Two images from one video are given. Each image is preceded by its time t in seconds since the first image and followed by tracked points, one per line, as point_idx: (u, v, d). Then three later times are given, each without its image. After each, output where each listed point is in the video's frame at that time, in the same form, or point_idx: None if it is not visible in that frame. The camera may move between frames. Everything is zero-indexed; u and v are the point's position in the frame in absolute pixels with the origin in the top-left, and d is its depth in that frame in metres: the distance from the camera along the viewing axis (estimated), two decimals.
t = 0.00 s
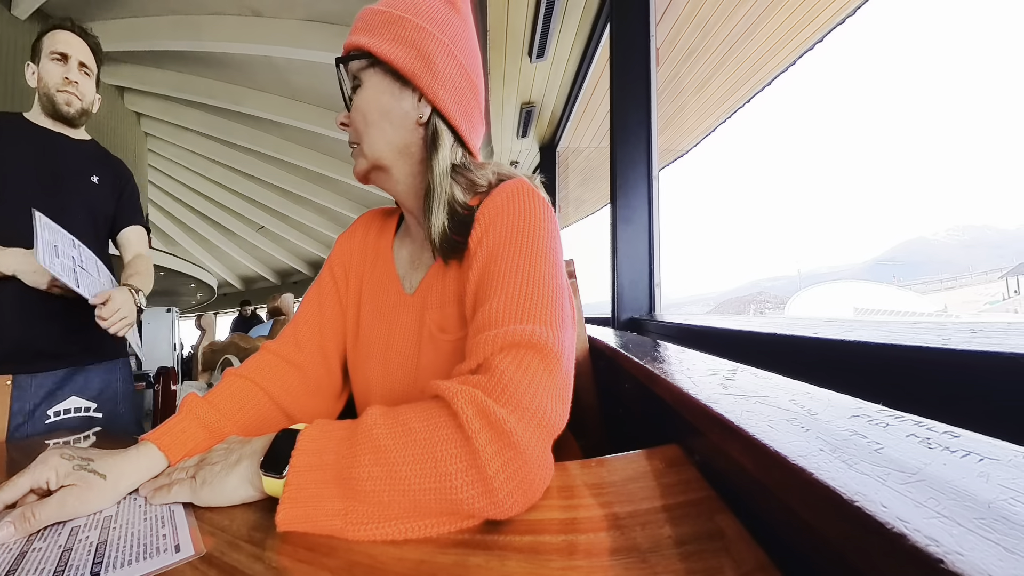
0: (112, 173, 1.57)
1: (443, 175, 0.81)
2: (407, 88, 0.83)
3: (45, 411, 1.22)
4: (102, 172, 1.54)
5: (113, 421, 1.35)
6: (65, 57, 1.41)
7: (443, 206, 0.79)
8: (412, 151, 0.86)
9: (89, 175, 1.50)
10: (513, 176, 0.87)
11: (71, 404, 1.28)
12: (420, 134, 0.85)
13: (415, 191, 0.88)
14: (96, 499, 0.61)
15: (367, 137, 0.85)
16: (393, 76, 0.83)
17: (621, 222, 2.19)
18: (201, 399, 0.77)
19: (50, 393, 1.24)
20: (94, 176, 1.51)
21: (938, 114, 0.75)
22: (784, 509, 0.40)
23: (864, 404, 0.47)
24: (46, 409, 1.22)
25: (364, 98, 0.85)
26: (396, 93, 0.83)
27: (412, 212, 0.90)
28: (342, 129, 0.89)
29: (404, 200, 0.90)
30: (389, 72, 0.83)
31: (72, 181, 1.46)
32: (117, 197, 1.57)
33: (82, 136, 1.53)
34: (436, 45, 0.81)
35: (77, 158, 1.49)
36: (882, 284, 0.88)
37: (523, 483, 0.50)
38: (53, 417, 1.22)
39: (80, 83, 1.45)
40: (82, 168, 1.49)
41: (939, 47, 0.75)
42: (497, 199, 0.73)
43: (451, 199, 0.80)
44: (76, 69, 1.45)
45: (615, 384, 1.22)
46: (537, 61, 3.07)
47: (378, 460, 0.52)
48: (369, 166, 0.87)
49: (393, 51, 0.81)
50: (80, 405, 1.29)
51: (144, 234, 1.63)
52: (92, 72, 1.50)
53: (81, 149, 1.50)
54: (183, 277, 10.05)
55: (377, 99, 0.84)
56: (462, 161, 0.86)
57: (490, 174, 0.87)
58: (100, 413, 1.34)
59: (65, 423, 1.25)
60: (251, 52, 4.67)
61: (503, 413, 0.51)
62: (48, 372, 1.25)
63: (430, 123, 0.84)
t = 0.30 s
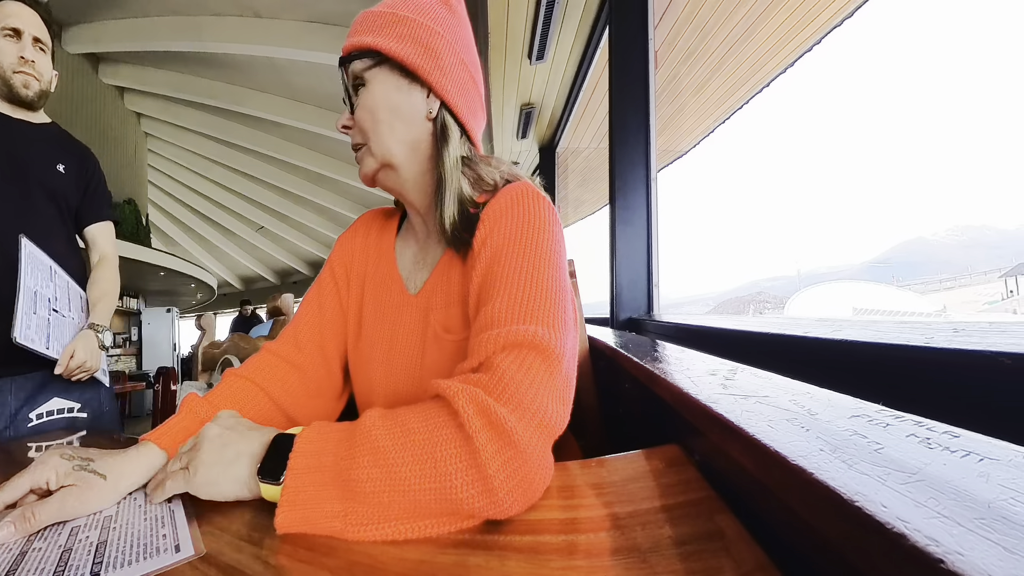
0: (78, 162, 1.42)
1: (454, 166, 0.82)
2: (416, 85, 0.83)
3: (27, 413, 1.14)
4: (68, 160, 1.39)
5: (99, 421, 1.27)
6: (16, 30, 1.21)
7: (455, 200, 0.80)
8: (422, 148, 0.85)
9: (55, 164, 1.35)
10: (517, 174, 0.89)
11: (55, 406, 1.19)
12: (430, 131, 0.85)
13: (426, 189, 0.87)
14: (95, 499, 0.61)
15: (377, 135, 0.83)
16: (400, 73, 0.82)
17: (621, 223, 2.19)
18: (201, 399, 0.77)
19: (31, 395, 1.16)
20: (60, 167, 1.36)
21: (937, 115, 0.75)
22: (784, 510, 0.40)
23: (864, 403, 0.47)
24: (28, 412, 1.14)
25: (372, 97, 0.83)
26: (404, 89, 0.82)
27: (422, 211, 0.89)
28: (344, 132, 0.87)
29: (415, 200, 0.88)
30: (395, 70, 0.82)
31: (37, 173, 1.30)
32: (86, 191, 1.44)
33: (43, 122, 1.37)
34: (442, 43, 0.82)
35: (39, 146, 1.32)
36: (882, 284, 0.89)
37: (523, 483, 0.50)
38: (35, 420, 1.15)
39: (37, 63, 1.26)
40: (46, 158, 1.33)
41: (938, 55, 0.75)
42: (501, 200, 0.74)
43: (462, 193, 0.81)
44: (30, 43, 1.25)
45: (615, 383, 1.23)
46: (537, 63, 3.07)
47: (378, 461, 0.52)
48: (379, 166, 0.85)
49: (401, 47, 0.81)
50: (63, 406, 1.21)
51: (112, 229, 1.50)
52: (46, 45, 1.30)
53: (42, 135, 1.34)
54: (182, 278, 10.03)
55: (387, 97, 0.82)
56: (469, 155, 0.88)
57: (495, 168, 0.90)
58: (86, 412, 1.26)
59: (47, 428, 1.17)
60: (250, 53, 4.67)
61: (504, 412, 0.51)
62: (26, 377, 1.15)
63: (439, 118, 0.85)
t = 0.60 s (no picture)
0: (44, 154, 1.39)
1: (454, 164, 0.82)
2: (416, 83, 0.83)
3: (8, 416, 1.13)
4: (35, 152, 1.36)
5: (79, 421, 1.29)
6: None
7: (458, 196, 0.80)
8: (422, 147, 0.85)
9: (21, 156, 1.32)
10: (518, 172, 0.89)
11: (36, 408, 1.18)
12: (428, 129, 0.85)
13: (427, 188, 0.87)
14: (95, 500, 0.61)
15: (377, 135, 0.83)
16: (398, 73, 0.83)
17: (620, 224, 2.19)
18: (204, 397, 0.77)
19: (12, 398, 1.14)
20: (27, 158, 1.34)
21: (936, 117, 0.75)
22: (784, 510, 0.40)
23: (864, 403, 0.47)
24: (8, 415, 1.13)
25: (371, 97, 0.83)
26: (402, 89, 0.83)
27: (423, 209, 0.89)
28: (345, 134, 0.87)
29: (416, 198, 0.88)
30: (393, 71, 0.82)
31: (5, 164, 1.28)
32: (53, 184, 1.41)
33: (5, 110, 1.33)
34: (438, 42, 0.83)
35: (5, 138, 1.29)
36: (881, 284, 0.89)
37: (523, 484, 0.50)
38: (17, 422, 1.14)
39: None
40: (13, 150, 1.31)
41: (937, 57, 0.75)
42: (501, 199, 0.74)
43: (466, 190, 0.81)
44: None
45: (615, 383, 1.23)
46: (536, 65, 3.08)
47: (378, 462, 0.52)
48: (380, 166, 0.85)
49: (399, 46, 0.80)
50: (44, 408, 1.20)
51: (77, 223, 1.48)
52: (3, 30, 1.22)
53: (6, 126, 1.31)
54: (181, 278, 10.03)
55: (386, 95, 0.82)
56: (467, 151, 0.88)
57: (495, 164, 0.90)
58: (67, 412, 1.27)
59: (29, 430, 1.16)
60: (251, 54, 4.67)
61: (506, 412, 0.51)
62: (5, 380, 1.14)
63: (438, 116, 0.85)
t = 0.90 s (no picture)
0: (25, 149, 1.39)
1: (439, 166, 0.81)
2: (405, 87, 0.83)
3: None
4: (15, 147, 1.36)
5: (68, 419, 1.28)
6: None
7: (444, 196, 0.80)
8: (412, 149, 0.85)
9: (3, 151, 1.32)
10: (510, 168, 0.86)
11: (26, 404, 1.18)
12: (418, 132, 0.85)
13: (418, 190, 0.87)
14: (95, 499, 0.61)
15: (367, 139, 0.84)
16: (390, 77, 0.83)
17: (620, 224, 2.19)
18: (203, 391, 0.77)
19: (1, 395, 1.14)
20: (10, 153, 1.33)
21: (935, 118, 0.75)
22: (785, 510, 0.40)
23: (865, 403, 0.47)
24: None
25: (364, 102, 0.84)
26: (393, 93, 0.83)
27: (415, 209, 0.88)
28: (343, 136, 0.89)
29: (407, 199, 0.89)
30: (386, 76, 0.83)
31: None
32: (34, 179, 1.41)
33: None
34: (431, 46, 0.82)
35: None
36: (879, 284, 0.88)
37: (523, 485, 0.50)
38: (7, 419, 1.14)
39: None
40: None
41: (935, 59, 0.75)
42: (492, 194, 0.74)
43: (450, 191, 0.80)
44: None
45: (615, 384, 1.23)
46: (536, 66, 3.08)
47: (376, 464, 0.52)
48: (371, 167, 0.86)
49: (388, 53, 0.81)
50: (35, 404, 1.21)
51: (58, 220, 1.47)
52: None
53: None
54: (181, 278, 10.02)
55: (377, 100, 0.83)
56: (456, 155, 0.86)
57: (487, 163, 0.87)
58: (57, 409, 1.26)
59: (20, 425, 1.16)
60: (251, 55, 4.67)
61: (504, 415, 0.51)
62: None
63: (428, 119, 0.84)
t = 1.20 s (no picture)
0: (23, 148, 1.38)
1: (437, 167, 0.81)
2: (402, 89, 0.83)
3: None
4: (13, 145, 1.36)
5: (62, 424, 1.27)
6: None
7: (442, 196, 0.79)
8: (409, 151, 0.85)
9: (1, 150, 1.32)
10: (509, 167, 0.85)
11: (21, 409, 1.17)
12: (416, 133, 0.84)
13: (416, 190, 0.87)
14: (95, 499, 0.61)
15: (365, 140, 0.85)
16: (388, 80, 0.83)
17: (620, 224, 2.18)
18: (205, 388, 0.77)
19: None
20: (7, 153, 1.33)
21: (933, 119, 0.75)
22: (785, 511, 0.40)
23: (864, 403, 0.47)
24: None
25: (362, 104, 0.85)
26: (391, 95, 0.83)
27: (413, 210, 0.88)
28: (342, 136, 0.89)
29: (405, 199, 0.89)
30: (384, 79, 0.84)
31: None
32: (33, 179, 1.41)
33: None
34: (429, 49, 0.82)
35: None
36: (879, 284, 0.88)
37: (523, 484, 0.50)
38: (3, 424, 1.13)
39: None
40: None
41: (934, 60, 0.75)
42: (490, 194, 0.74)
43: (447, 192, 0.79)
44: None
45: (615, 384, 1.23)
46: (536, 68, 3.08)
47: (376, 464, 0.52)
48: (369, 168, 0.87)
49: (387, 55, 0.82)
50: (30, 409, 1.19)
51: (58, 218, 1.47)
52: None
53: None
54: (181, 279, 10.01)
55: (375, 102, 0.84)
56: (454, 155, 0.84)
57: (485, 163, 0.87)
58: (52, 415, 1.25)
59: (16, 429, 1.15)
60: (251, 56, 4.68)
61: (504, 414, 0.51)
62: None
63: (425, 120, 0.84)
